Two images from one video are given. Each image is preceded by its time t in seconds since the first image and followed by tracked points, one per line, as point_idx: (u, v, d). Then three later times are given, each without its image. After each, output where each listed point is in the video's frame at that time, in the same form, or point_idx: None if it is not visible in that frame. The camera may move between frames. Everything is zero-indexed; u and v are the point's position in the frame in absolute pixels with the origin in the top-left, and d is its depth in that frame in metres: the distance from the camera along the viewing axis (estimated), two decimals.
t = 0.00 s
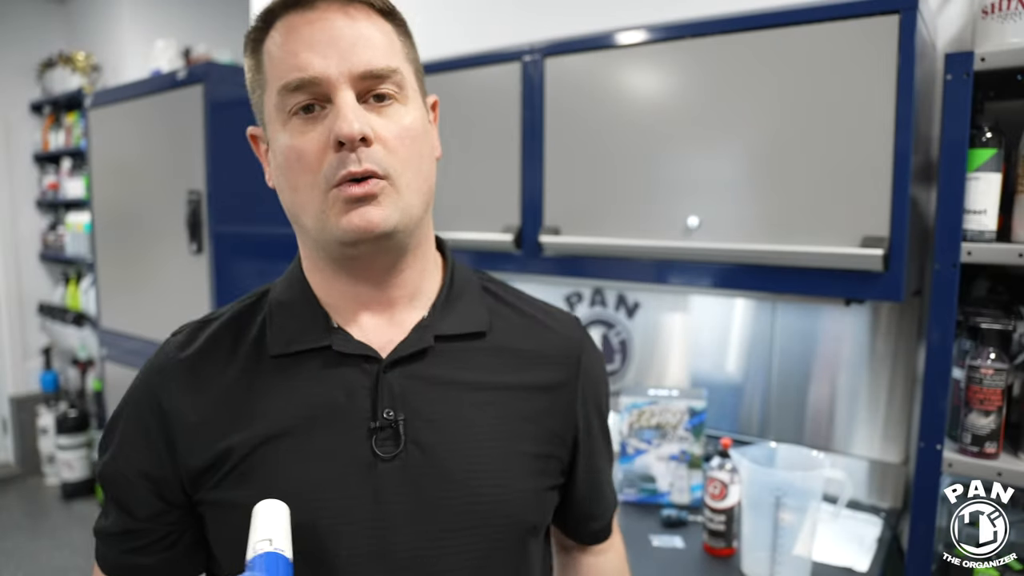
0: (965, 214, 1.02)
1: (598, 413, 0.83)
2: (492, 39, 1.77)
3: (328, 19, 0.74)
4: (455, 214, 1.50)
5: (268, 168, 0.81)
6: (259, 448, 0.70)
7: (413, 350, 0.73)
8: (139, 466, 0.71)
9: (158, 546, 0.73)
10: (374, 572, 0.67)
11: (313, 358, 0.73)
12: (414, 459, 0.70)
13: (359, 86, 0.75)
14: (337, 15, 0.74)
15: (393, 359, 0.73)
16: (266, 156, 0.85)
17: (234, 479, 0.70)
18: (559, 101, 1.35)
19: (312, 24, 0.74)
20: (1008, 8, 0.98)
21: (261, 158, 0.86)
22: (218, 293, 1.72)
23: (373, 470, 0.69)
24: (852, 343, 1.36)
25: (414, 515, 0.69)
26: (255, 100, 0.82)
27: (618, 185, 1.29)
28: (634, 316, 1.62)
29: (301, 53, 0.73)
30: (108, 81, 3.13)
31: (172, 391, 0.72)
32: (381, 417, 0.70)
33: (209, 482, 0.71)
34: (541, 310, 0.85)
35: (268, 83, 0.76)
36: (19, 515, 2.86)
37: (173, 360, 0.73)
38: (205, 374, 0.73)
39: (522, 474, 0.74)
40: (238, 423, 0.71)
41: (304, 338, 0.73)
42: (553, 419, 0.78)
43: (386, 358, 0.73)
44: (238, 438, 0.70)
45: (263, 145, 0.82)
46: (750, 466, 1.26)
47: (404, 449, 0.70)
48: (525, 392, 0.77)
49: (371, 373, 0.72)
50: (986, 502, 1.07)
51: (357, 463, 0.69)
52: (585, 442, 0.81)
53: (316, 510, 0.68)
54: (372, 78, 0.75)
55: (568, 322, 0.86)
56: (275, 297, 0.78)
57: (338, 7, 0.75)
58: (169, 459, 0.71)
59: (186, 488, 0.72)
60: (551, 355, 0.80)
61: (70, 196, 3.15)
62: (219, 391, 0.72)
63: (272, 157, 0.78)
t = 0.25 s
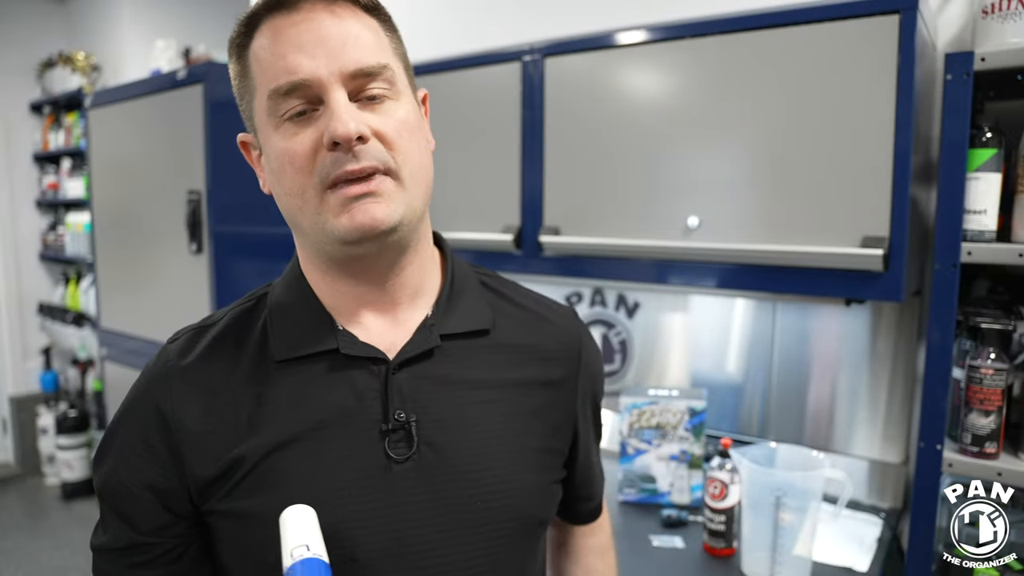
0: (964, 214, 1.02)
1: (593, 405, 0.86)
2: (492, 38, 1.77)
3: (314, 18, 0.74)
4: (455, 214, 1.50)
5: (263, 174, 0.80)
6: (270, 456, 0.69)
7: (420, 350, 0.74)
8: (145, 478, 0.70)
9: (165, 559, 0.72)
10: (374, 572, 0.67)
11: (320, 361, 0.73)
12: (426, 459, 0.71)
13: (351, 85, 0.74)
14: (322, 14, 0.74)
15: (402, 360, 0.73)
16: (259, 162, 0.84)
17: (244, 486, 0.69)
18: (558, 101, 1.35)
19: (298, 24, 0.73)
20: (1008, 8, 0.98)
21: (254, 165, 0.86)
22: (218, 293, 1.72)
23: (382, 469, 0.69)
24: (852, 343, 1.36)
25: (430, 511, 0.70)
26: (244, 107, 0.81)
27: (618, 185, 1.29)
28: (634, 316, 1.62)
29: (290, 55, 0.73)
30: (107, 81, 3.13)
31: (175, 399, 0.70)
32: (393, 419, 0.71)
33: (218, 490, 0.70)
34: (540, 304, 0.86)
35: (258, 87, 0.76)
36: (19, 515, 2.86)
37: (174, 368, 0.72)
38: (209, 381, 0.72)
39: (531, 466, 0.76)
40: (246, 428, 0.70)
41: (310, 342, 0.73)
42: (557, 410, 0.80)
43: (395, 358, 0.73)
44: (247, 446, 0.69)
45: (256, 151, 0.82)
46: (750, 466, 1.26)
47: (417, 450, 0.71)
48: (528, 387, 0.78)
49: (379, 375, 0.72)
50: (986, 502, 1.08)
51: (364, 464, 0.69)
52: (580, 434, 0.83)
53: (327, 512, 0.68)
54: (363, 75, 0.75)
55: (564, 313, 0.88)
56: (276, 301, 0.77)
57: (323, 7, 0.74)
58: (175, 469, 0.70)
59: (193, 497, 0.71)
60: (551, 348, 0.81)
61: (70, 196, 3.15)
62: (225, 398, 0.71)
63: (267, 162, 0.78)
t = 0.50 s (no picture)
0: (965, 214, 1.02)
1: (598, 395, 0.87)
2: (491, 39, 1.77)
3: (299, 22, 0.73)
4: (455, 214, 1.50)
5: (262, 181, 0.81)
6: (283, 460, 0.69)
7: (428, 348, 0.74)
8: (155, 488, 0.69)
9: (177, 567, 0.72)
10: (375, 572, 0.67)
11: (328, 363, 0.73)
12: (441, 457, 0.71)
13: (341, 88, 0.74)
14: (307, 17, 0.73)
15: (411, 359, 0.73)
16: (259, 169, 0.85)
17: (256, 492, 0.69)
18: (558, 101, 1.35)
19: (285, 30, 0.73)
20: (1008, 8, 0.98)
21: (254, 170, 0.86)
22: (218, 292, 1.72)
23: (386, 468, 0.69)
24: (852, 343, 1.36)
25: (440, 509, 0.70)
26: (238, 114, 0.81)
27: (618, 185, 1.29)
28: (634, 316, 1.62)
29: (279, 62, 0.73)
30: (107, 81, 3.13)
31: (182, 408, 0.70)
32: (405, 418, 0.71)
33: (230, 497, 0.70)
34: (542, 295, 0.87)
35: (250, 96, 0.76)
36: (18, 516, 2.86)
37: (180, 375, 0.72)
38: (216, 388, 0.72)
39: (538, 462, 0.76)
40: (256, 434, 0.70)
41: (317, 345, 0.73)
42: (563, 403, 0.81)
43: (404, 358, 0.73)
44: (260, 451, 0.69)
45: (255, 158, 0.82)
46: (750, 466, 1.26)
47: (430, 448, 0.71)
48: (534, 380, 0.79)
49: (389, 375, 0.72)
50: (986, 502, 1.08)
51: (368, 464, 0.69)
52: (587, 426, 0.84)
53: (333, 513, 0.67)
54: (353, 78, 0.74)
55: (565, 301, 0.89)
56: (281, 305, 0.77)
57: (307, 9, 0.73)
58: (184, 477, 0.70)
59: (204, 505, 0.70)
60: (556, 338, 0.82)
61: (70, 196, 3.15)
62: (233, 404, 0.71)
63: (264, 169, 0.78)
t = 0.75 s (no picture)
0: (965, 214, 1.02)
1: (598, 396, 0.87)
2: (491, 39, 1.77)
3: (288, 29, 0.72)
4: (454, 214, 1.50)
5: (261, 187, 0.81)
6: (285, 461, 0.69)
7: (428, 349, 0.74)
8: (159, 490, 0.69)
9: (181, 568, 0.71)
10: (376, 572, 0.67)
11: (330, 364, 0.73)
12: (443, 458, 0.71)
13: (332, 94, 0.74)
14: (296, 24, 0.73)
15: (412, 360, 0.73)
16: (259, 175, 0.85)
17: (259, 493, 0.69)
18: (558, 101, 1.35)
19: (274, 37, 0.73)
20: (1008, 8, 0.98)
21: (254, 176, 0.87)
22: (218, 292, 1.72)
23: (387, 468, 0.69)
24: (852, 343, 1.36)
25: (441, 508, 0.70)
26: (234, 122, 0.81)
27: (618, 185, 1.29)
28: (634, 316, 1.62)
29: (269, 70, 0.73)
30: (107, 81, 3.13)
31: (186, 409, 0.70)
32: (406, 419, 0.71)
33: (233, 498, 0.70)
34: (542, 297, 0.87)
35: (243, 104, 0.76)
36: (18, 515, 2.86)
37: (183, 377, 0.72)
38: (219, 390, 0.72)
39: (540, 463, 0.76)
40: (259, 435, 0.70)
41: (318, 346, 0.73)
42: (564, 404, 0.80)
43: (405, 358, 0.73)
44: (262, 452, 0.69)
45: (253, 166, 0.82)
46: (750, 466, 1.26)
47: (432, 449, 0.71)
48: (535, 381, 0.79)
49: (390, 376, 0.72)
50: (986, 502, 1.08)
51: (369, 465, 0.69)
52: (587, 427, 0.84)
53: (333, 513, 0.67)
54: (344, 82, 0.74)
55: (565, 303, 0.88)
56: (282, 306, 0.77)
57: (295, 16, 0.73)
58: (188, 478, 0.70)
59: (208, 506, 0.70)
60: (556, 340, 0.82)
61: (70, 196, 3.15)
62: (236, 405, 0.71)
63: (261, 176, 0.78)
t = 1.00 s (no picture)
0: (965, 214, 1.02)
1: (598, 394, 0.87)
2: (490, 39, 1.77)
3: (297, 46, 0.68)
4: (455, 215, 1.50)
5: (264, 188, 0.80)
6: (288, 453, 0.69)
7: (428, 346, 0.74)
8: (164, 480, 0.69)
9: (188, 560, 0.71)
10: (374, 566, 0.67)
11: (331, 360, 0.73)
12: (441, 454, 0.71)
13: (341, 116, 0.70)
14: (305, 40, 0.68)
15: (412, 356, 0.73)
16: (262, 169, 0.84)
17: (262, 486, 0.69)
18: (558, 101, 1.35)
19: (282, 53, 0.68)
20: (1008, 8, 0.98)
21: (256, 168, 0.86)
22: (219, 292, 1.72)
23: (385, 462, 0.69)
24: (852, 343, 1.36)
25: (441, 500, 0.70)
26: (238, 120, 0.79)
27: (618, 185, 1.29)
28: (634, 316, 1.62)
29: (275, 87, 0.69)
30: (107, 81, 3.13)
31: (190, 402, 0.70)
32: (405, 414, 0.71)
33: (238, 489, 0.69)
34: (540, 298, 0.86)
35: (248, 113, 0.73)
36: (19, 516, 2.86)
37: (187, 370, 0.72)
38: (224, 383, 0.72)
39: (539, 460, 0.76)
40: (261, 428, 0.70)
41: (318, 342, 0.73)
42: (563, 402, 0.81)
43: (405, 355, 0.73)
44: (264, 445, 0.69)
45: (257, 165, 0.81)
46: (750, 466, 1.26)
47: (430, 445, 0.71)
48: (534, 379, 0.79)
49: (389, 372, 0.72)
50: (986, 502, 1.08)
51: (368, 459, 0.69)
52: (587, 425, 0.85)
53: (332, 507, 0.68)
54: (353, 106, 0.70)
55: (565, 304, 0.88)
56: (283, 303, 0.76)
57: (306, 31, 0.68)
58: (193, 469, 0.70)
59: (213, 496, 0.70)
60: (555, 340, 0.82)
61: (70, 196, 3.15)
62: (238, 399, 0.71)
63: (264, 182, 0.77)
